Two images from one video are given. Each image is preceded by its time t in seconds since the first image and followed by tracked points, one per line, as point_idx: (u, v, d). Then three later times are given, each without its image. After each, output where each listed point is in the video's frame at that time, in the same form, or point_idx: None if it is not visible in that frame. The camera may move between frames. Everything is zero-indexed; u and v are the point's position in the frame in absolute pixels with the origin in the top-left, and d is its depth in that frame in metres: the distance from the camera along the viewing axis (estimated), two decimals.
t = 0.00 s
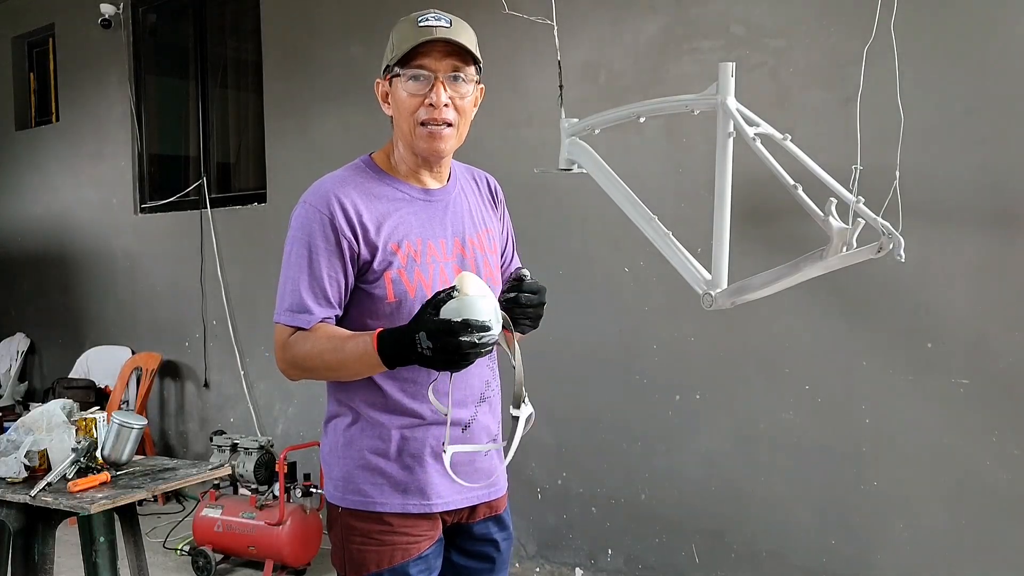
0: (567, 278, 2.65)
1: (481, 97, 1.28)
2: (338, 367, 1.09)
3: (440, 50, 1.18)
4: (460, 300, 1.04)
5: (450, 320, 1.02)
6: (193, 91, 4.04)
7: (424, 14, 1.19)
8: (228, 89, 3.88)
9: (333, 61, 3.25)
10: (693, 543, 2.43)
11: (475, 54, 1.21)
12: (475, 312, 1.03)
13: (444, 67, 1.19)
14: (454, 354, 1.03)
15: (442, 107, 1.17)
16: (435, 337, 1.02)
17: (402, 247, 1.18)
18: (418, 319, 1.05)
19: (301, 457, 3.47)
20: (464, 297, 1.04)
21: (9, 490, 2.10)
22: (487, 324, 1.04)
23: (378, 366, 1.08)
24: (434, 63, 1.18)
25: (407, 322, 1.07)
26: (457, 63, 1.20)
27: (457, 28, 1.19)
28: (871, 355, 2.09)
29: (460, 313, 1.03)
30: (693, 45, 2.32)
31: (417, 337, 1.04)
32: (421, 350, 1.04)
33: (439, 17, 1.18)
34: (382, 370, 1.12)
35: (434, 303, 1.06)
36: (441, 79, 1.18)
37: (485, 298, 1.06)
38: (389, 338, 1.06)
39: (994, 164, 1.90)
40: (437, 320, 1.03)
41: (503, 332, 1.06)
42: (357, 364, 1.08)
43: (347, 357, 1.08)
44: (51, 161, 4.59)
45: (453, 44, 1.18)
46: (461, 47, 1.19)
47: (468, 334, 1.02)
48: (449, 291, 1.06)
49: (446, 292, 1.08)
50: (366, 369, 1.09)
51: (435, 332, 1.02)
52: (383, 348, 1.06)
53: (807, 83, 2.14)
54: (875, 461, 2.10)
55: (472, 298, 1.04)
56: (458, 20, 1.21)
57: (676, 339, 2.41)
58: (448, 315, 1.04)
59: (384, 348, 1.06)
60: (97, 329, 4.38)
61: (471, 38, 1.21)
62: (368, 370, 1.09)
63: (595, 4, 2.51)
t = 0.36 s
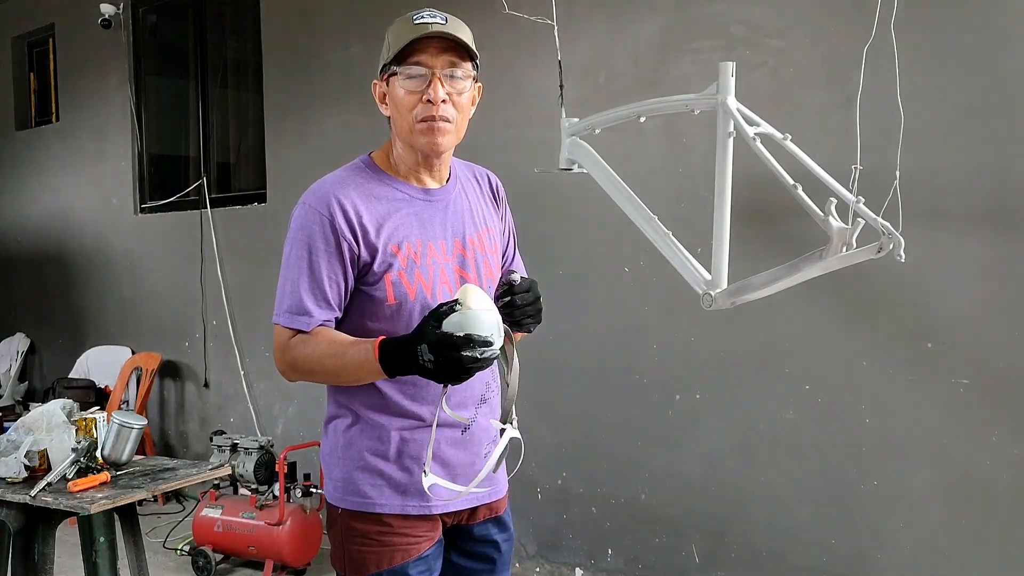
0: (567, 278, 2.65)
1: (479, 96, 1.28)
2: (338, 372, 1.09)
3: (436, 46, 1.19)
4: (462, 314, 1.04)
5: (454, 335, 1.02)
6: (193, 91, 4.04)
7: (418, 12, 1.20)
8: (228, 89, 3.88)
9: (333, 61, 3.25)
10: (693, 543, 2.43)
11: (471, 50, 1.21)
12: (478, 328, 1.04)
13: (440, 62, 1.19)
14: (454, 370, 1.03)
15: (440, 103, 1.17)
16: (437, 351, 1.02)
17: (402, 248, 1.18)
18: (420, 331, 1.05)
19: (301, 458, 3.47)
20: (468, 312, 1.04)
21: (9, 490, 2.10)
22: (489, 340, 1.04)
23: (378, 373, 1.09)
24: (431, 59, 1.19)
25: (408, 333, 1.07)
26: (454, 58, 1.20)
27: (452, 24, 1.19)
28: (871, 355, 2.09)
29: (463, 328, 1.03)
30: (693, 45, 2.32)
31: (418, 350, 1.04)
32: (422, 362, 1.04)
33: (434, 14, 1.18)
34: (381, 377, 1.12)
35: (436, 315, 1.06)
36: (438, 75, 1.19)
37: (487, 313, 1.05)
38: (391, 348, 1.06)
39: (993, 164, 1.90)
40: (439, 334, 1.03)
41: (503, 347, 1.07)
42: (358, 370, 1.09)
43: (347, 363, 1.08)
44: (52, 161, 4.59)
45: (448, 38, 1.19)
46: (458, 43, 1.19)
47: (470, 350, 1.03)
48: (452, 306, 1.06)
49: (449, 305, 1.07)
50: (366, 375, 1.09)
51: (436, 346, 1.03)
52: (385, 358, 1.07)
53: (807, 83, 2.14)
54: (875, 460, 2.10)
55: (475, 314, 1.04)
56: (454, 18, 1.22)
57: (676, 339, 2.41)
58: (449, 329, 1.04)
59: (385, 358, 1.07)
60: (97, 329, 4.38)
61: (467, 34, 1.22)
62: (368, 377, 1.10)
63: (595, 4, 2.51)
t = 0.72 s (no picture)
0: (567, 278, 2.65)
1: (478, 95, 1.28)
2: (348, 368, 1.09)
3: (435, 42, 1.19)
4: (464, 283, 1.04)
5: (458, 306, 1.03)
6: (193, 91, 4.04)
7: (417, 8, 1.20)
8: (228, 89, 3.88)
9: (333, 60, 3.25)
10: (693, 543, 2.43)
11: (471, 46, 1.22)
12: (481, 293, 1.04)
13: (440, 60, 1.19)
14: (465, 338, 1.04)
15: (439, 101, 1.17)
16: (445, 325, 1.04)
17: (401, 252, 1.18)
18: (423, 310, 1.06)
19: (301, 458, 3.47)
20: (468, 279, 1.04)
21: (9, 491, 2.10)
22: (494, 306, 1.04)
23: (391, 361, 1.09)
24: (431, 55, 1.19)
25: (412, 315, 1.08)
26: (454, 54, 1.20)
27: (452, 21, 1.20)
28: (871, 355, 2.09)
29: (467, 297, 1.03)
30: (693, 45, 2.32)
31: (426, 328, 1.05)
32: (433, 339, 1.05)
33: (432, 9, 1.19)
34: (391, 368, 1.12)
35: (437, 290, 1.06)
36: (438, 73, 1.19)
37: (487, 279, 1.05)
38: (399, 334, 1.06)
39: (994, 164, 1.90)
40: (444, 310, 1.03)
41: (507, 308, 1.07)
42: (368, 363, 1.09)
43: (357, 356, 1.08)
44: (52, 161, 4.59)
45: (448, 35, 1.19)
46: (458, 40, 1.19)
47: (477, 316, 1.03)
48: (452, 277, 1.05)
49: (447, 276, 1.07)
50: (379, 365, 1.09)
51: (443, 321, 1.04)
52: (394, 344, 1.07)
53: (807, 83, 2.14)
54: (875, 461, 2.10)
55: (476, 281, 1.04)
56: (453, 14, 1.22)
57: (676, 339, 2.41)
58: (453, 301, 1.04)
59: (394, 345, 1.07)
60: (97, 329, 4.38)
61: (467, 30, 1.22)
62: (381, 366, 1.10)
63: (595, 4, 2.51)
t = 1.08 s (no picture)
0: (567, 278, 2.65)
1: (484, 92, 1.28)
2: (342, 373, 1.10)
3: (440, 40, 1.19)
4: (467, 319, 1.05)
5: (459, 343, 1.04)
6: (193, 91, 4.03)
7: (424, 5, 1.20)
8: (228, 89, 3.88)
9: (333, 61, 3.25)
10: (693, 543, 2.43)
11: (477, 44, 1.22)
12: (481, 333, 1.05)
13: (444, 57, 1.19)
14: (461, 371, 1.05)
15: (444, 99, 1.17)
16: (444, 356, 1.04)
17: (401, 252, 1.18)
18: (423, 334, 1.05)
19: (301, 458, 3.47)
20: (472, 315, 1.06)
21: (9, 491, 2.10)
22: (494, 346, 1.06)
23: (382, 372, 1.09)
24: (436, 53, 1.19)
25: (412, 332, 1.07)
26: (458, 52, 1.20)
27: (457, 19, 1.19)
28: (871, 355, 2.09)
29: (469, 335, 1.05)
30: (693, 45, 2.32)
31: (424, 354, 1.05)
32: (429, 365, 1.06)
33: (439, 7, 1.18)
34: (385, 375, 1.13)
35: (439, 319, 1.05)
36: (442, 70, 1.19)
37: (490, 319, 1.07)
38: (396, 349, 1.07)
39: (994, 164, 1.90)
40: (446, 340, 1.04)
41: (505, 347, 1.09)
42: (362, 370, 1.10)
43: (352, 362, 1.09)
44: (52, 161, 4.59)
45: (453, 33, 1.18)
46: (463, 37, 1.19)
47: (475, 355, 1.05)
48: (456, 309, 1.06)
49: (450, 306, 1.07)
50: (371, 373, 1.10)
51: (443, 352, 1.04)
52: (389, 357, 1.07)
53: (808, 83, 2.14)
54: (875, 461, 2.10)
55: (480, 319, 1.06)
56: (459, 12, 1.22)
57: (676, 339, 2.41)
58: (455, 334, 1.05)
59: (390, 358, 1.08)
60: (97, 329, 4.38)
61: (473, 28, 1.22)
62: (372, 375, 1.10)
63: (595, 4, 2.51)
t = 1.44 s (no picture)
0: (567, 277, 2.65)
1: (484, 90, 1.28)
2: (341, 369, 1.10)
3: (439, 37, 1.19)
4: (471, 317, 1.07)
5: (470, 339, 1.04)
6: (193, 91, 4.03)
7: (423, 4, 1.20)
8: (228, 89, 3.88)
9: (333, 61, 3.25)
10: (693, 543, 2.42)
11: (476, 41, 1.22)
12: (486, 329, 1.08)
13: (443, 54, 1.19)
14: (468, 366, 1.06)
15: (443, 95, 1.17)
16: (454, 353, 1.04)
17: (400, 250, 1.17)
18: (431, 329, 1.05)
19: (301, 458, 3.47)
20: (476, 314, 1.08)
21: (8, 490, 2.10)
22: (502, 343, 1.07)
23: (382, 369, 1.10)
24: (435, 50, 1.18)
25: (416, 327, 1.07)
26: (457, 50, 1.20)
27: (456, 16, 1.19)
28: (871, 355, 2.09)
29: (474, 330, 1.07)
30: (693, 45, 2.32)
31: (432, 349, 1.05)
32: (435, 361, 1.05)
33: (438, 5, 1.18)
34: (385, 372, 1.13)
35: (448, 314, 1.05)
36: (442, 67, 1.18)
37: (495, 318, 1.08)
38: (399, 344, 1.06)
39: (994, 164, 1.90)
40: (455, 337, 1.04)
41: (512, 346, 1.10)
42: (362, 367, 1.10)
43: (351, 359, 1.09)
44: (52, 161, 4.59)
45: (452, 31, 1.18)
46: (461, 35, 1.19)
47: (485, 352, 1.05)
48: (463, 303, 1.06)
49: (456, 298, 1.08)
50: (371, 370, 1.10)
51: (452, 348, 1.04)
52: (391, 353, 1.08)
53: (808, 83, 2.14)
54: (875, 461, 2.10)
55: (482, 318, 1.08)
56: (458, 9, 1.22)
57: (676, 339, 2.41)
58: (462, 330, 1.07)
59: (390, 354, 1.08)
60: (97, 330, 4.38)
61: (472, 26, 1.22)
62: (371, 372, 1.10)
63: (595, 4, 2.51)
